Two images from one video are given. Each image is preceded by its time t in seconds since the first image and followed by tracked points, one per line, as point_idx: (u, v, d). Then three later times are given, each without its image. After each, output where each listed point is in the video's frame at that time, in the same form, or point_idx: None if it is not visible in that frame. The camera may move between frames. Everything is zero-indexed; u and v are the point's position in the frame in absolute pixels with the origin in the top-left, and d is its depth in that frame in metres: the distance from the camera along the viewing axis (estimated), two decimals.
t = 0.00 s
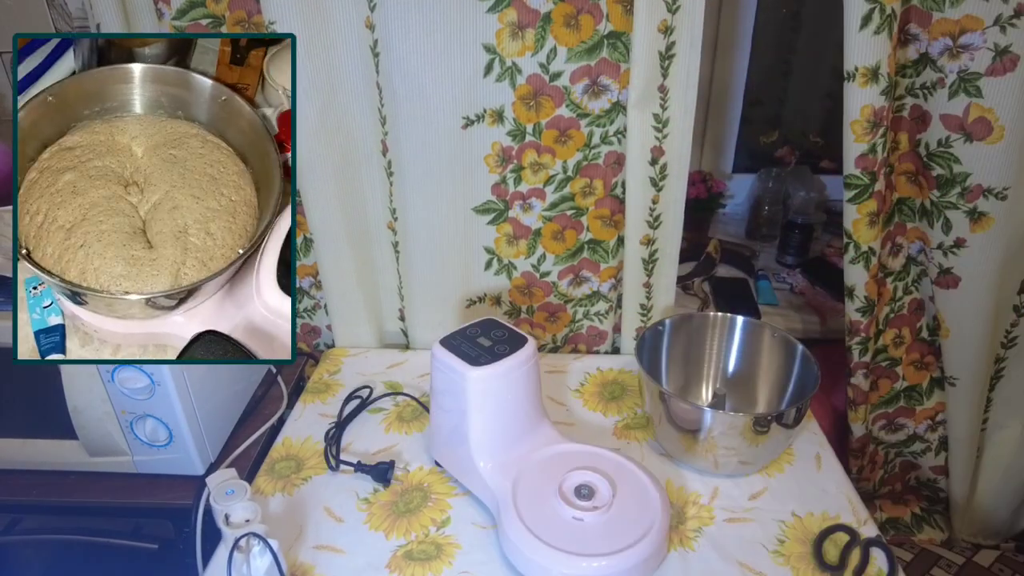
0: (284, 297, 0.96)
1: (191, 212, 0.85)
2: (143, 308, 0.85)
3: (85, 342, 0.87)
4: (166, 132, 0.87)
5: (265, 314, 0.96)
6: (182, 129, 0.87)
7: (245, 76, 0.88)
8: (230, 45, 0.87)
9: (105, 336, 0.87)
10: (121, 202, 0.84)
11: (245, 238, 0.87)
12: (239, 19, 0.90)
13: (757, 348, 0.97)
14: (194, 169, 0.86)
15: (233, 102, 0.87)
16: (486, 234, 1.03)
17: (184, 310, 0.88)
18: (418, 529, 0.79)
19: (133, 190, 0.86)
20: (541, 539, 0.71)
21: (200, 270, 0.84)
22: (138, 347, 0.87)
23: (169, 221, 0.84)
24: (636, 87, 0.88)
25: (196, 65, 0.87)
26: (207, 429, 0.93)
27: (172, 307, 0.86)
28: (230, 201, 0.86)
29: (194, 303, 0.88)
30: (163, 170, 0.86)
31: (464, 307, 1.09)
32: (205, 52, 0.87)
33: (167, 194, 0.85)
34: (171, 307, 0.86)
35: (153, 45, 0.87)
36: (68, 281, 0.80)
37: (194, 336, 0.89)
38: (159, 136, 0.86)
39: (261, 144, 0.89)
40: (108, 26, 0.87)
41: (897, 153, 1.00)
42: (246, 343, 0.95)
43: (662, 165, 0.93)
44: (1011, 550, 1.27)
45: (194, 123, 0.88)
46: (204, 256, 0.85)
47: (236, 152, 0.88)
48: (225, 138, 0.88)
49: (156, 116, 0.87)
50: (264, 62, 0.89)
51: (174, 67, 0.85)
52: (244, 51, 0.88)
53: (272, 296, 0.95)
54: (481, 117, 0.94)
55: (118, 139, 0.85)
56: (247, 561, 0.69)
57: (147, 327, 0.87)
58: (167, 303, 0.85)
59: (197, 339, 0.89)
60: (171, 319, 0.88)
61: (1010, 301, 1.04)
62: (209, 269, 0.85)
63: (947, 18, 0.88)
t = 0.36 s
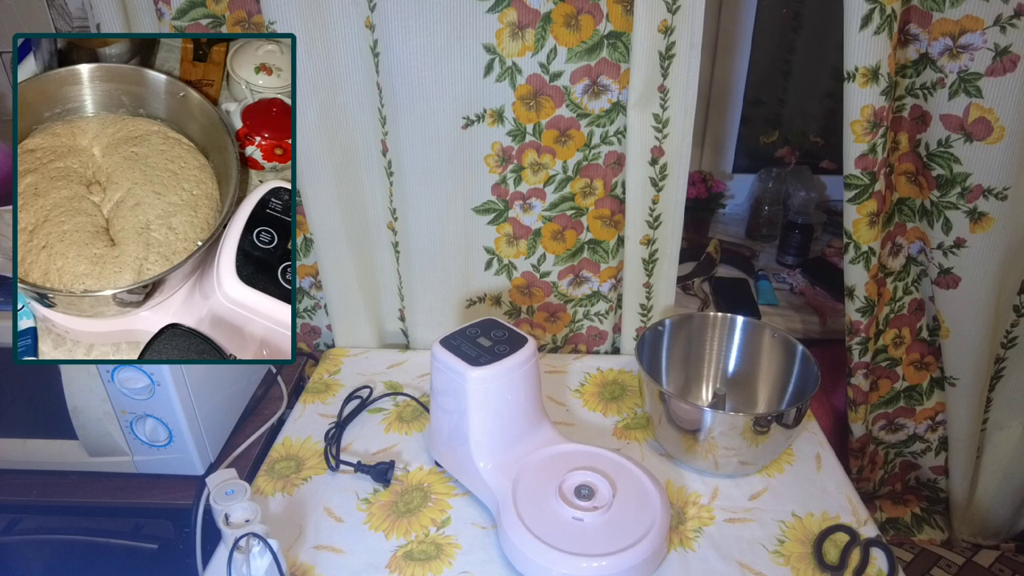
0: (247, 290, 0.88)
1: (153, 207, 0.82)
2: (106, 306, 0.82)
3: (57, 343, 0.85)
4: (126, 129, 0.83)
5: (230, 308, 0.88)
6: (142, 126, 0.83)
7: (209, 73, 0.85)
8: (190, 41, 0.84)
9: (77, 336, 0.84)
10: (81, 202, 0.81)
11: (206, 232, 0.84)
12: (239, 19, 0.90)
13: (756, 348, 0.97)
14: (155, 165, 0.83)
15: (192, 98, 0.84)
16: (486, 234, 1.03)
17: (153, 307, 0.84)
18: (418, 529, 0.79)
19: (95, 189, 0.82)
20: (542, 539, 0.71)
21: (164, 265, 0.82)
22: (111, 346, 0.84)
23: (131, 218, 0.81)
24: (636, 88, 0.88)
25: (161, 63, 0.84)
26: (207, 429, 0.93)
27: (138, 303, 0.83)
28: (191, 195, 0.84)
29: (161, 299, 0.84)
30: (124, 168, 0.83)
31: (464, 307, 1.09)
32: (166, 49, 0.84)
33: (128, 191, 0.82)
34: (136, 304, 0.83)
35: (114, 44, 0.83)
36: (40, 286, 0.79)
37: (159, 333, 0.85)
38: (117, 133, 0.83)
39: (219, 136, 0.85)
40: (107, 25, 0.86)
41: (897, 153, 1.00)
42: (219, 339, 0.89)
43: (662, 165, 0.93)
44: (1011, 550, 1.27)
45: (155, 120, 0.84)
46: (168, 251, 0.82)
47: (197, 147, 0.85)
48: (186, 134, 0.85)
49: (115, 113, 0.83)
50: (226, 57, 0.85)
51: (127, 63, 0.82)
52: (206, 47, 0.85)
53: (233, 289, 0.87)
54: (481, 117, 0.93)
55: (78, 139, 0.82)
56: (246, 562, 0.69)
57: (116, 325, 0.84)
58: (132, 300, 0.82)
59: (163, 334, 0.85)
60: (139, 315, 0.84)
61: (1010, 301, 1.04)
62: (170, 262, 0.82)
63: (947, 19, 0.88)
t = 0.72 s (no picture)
0: (198, 281, 0.84)
1: (104, 208, 0.79)
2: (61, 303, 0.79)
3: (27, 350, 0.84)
4: (74, 130, 0.79)
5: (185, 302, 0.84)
6: (92, 127, 0.79)
7: (162, 70, 0.82)
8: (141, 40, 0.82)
9: (44, 341, 0.83)
10: (34, 208, 0.79)
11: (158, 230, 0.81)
12: (240, 19, 0.90)
13: (756, 348, 0.97)
14: (105, 166, 0.79)
15: (140, 95, 0.80)
16: (486, 234, 1.03)
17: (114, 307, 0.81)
18: (418, 529, 0.79)
19: (48, 194, 0.79)
20: (541, 539, 0.71)
21: (119, 265, 0.79)
22: (80, 349, 0.83)
23: (85, 220, 0.78)
24: (636, 88, 0.88)
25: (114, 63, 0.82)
26: (207, 429, 0.93)
27: (95, 305, 0.80)
28: (144, 192, 0.80)
29: (120, 299, 0.81)
30: (75, 171, 0.79)
31: (463, 307, 1.09)
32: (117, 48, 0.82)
33: (81, 193, 0.78)
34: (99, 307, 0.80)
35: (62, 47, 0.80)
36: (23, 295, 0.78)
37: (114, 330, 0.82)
38: (66, 134, 0.79)
39: (167, 134, 0.82)
40: (107, 25, 0.86)
41: (897, 153, 1.00)
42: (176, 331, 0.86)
43: (662, 165, 0.93)
44: (1011, 550, 1.27)
45: (105, 120, 0.80)
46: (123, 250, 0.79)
47: (147, 144, 0.81)
48: (137, 132, 0.81)
49: (64, 115, 0.80)
50: (179, 53, 0.82)
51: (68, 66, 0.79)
52: (157, 45, 0.82)
53: (185, 283, 0.83)
54: (481, 117, 0.93)
55: (26, 147, 0.79)
56: (246, 562, 0.69)
57: (82, 326, 0.82)
58: (90, 301, 0.79)
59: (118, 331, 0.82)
60: (101, 316, 0.82)
61: (1010, 301, 1.04)
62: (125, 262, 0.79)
63: (947, 19, 0.88)
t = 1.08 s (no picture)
0: (137, 275, 0.79)
1: (43, 212, 0.80)
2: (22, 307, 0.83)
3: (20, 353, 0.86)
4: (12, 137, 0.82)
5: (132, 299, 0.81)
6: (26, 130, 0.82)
7: (100, 68, 0.83)
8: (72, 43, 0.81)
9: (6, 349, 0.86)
10: None
11: (96, 227, 0.79)
12: (240, 19, 0.89)
13: (756, 348, 0.97)
14: (40, 168, 0.81)
15: (68, 94, 0.82)
16: (486, 234, 1.03)
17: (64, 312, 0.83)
18: (418, 529, 0.79)
19: None
20: (541, 539, 0.71)
21: (59, 266, 0.79)
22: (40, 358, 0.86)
23: (24, 224, 0.80)
24: (636, 88, 0.88)
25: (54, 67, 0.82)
26: (207, 429, 0.93)
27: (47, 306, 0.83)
28: (81, 192, 0.81)
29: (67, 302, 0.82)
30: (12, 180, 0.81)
31: (463, 307, 1.09)
32: (53, 49, 0.81)
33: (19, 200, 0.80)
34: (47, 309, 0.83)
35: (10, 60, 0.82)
36: None
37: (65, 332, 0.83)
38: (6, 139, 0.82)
39: (97, 128, 0.82)
40: (107, 25, 0.86)
41: (897, 153, 1.00)
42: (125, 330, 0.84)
43: (662, 165, 0.93)
44: (1011, 550, 1.26)
45: (38, 122, 0.83)
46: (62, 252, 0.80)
47: (84, 144, 0.82)
48: (74, 132, 0.83)
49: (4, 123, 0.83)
50: (114, 50, 0.84)
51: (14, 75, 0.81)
52: (91, 43, 0.82)
53: (125, 279, 0.79)
54: (481, 117, 0.93)
55: None
56: (246, 562, 0.69)
57: (37, 333, 0.85)
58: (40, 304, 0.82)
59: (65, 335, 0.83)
60: (54, 321, 0.84)
61: (1010, 301, 1.04)
62: (64, 264, 0.79)
63: (947, 18, 0.88)
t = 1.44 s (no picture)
0: (97, 274, 0.79)
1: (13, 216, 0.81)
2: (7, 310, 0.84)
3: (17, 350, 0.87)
4: None
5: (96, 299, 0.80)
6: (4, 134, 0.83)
7: (60, 68, 0.83)
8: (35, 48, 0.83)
9: None
10: None
11: (55, 228, 0.79)
12: (240, 19, 0.89)
13: (756, 348, 0.97)
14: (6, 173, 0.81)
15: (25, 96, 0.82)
16: (486, 234, 1.03)
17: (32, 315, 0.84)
18: (418, 529, 0.79)
19: None
20: (541, 539, 0.71)
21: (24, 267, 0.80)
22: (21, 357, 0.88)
23: None
24: (636, 88, 0.88)
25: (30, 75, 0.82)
26: (207, 429, 0.93)
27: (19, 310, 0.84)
28: (42, 194, 0.81)
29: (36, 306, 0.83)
30: None
31: (463, 307, 1.09)
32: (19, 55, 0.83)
33: None
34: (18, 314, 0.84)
35: None
36: None
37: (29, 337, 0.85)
38: None
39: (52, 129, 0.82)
40: (107, 24, 0.86)
41: (897, 153, 1.00)
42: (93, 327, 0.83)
43: (662, 165, 0.93)
44: (1012, 550, 1.26)
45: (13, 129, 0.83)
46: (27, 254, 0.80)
47: (45, 145, 0.82)
48: (36, 135, 0.83)
49: None
50: (75, 50, 0.83)
51: None
52: (49, 43, 0.82)
53: (84, 279, 0.78)
54: (481, 117, 0.93)
55: None
56: (246, 562, 0.69)
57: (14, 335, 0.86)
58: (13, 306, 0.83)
59: (31, 339, 0.85)
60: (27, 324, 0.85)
61: (1010, 301, 1.04)
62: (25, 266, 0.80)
63: (947, 19, 0.88)
